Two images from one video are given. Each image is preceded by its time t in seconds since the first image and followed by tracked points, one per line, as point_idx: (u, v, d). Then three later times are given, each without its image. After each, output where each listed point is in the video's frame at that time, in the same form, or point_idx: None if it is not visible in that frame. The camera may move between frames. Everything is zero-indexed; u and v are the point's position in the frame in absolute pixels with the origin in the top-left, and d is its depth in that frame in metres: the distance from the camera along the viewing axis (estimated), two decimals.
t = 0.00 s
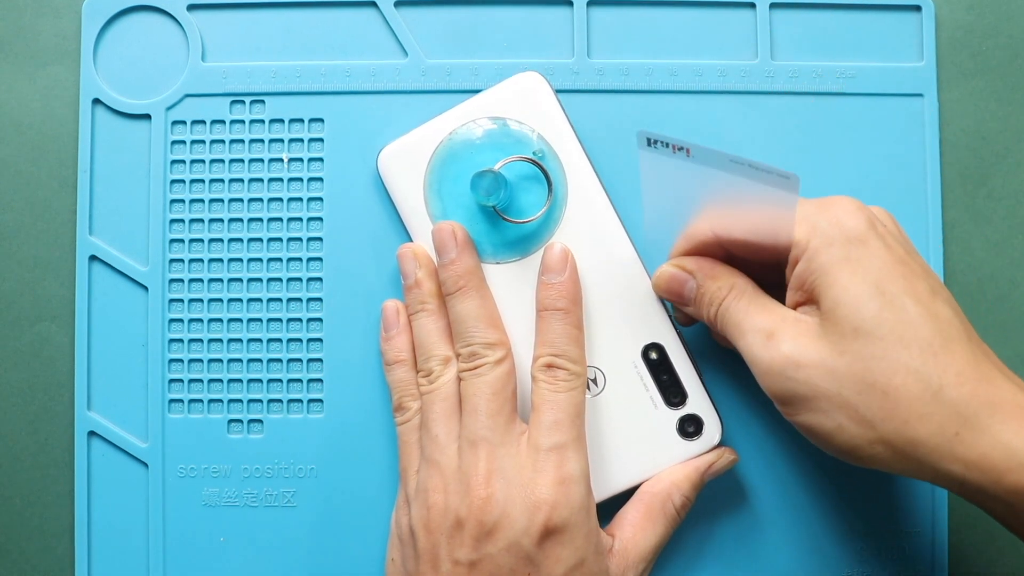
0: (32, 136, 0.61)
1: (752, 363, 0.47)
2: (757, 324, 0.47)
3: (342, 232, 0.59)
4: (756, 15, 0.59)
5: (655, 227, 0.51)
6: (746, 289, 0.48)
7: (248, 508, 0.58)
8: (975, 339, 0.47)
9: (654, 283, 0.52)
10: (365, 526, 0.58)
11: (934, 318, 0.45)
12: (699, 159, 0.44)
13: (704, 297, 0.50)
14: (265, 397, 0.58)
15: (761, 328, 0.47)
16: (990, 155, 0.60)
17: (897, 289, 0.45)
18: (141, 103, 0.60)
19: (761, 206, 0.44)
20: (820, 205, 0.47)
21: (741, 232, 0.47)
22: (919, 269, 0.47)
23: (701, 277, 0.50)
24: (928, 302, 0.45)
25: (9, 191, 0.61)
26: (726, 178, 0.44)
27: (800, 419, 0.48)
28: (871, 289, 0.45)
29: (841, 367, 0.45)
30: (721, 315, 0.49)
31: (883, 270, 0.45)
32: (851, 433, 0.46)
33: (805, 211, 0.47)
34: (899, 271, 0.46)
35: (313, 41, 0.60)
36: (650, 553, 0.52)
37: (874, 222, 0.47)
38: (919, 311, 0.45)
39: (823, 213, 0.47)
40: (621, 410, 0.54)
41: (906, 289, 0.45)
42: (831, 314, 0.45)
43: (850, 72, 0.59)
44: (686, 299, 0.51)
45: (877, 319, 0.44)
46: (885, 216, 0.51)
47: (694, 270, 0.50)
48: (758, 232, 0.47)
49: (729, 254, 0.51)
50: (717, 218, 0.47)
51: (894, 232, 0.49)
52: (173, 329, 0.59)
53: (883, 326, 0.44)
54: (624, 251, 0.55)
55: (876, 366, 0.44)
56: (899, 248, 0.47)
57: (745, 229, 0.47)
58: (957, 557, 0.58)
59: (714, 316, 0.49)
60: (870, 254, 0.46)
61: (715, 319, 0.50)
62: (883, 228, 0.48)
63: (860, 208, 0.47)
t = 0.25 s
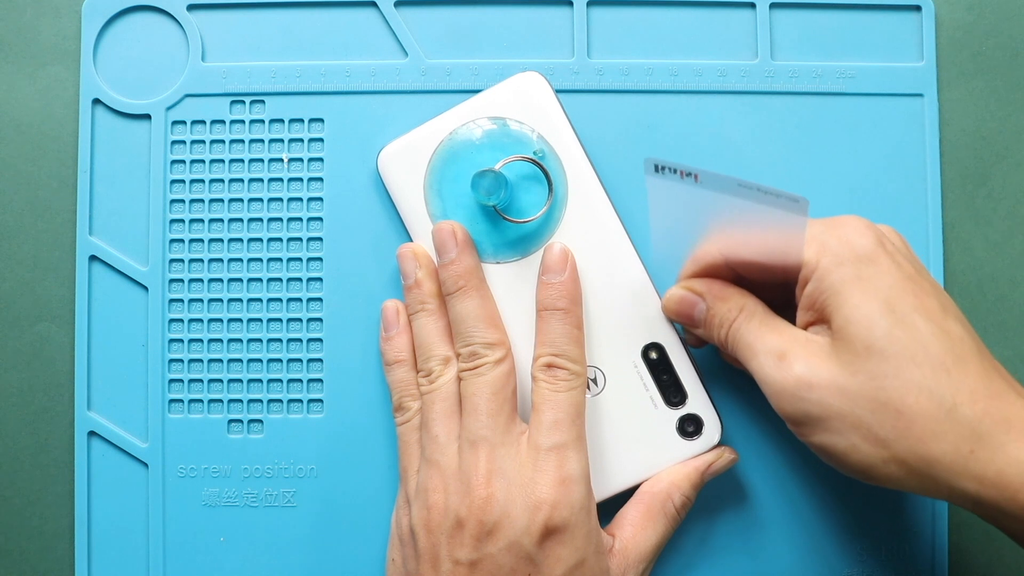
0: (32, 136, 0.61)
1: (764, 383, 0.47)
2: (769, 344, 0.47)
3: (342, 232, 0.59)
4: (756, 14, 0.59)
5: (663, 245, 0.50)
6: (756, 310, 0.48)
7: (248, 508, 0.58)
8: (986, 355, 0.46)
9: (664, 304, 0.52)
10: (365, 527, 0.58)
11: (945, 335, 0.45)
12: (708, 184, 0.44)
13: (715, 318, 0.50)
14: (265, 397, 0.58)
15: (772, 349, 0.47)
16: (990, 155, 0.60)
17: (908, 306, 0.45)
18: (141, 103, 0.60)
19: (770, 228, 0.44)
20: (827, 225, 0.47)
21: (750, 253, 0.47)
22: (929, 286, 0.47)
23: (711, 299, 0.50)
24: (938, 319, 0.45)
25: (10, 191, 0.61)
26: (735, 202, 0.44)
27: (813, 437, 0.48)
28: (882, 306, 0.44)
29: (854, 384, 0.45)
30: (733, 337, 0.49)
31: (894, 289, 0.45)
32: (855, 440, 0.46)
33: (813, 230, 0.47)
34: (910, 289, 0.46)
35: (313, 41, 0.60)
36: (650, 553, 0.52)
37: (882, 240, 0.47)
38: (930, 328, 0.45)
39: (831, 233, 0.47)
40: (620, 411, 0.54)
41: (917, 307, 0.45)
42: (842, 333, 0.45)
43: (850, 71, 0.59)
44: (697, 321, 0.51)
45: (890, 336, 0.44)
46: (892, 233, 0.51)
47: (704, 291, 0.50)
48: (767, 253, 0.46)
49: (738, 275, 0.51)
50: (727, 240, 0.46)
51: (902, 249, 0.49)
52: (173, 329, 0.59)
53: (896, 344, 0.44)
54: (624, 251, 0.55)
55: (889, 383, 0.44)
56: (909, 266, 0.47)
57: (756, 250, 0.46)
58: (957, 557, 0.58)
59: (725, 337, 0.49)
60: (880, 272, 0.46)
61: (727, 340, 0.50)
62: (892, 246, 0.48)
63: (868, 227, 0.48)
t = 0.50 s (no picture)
0: (32, 136, 0.61)
1: (771, 394, 0.47)
2: (776, 355, 0.47)
3: (342, 232, 0.59)
4: (756, 14, 0.59)
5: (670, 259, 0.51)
6: (762, 321, 0.48)
7: (247, 508, 0.58)
8: (993, 363, 0.47)
9: (670, 316, 0.52)
10: (365, 526, 0.58)
11: (954, 345, 0.45)
12: (717, 195, 0.45)
13: (721, 329, 0.49)
14: (265, 397, 0.58)
15: (779, 359, 0.47)
16: (990, 155, 0.60)
17: (916, 317, 0.45)
18: (141, 103, 0.60)
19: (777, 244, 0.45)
20: (833, 237, 0.47)
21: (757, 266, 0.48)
22: (935, 295, 0.47)
23: (717, 310, 0.50)
24: (946, 329, 0.46)
25: (9, 191, 0.61)
26: (743, 215, 0.45)
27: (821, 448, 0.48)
28: (890, 317, 0.44)
29: (863, 396, 0.45)
30: (739, 348, 0.49)
31: (900, 299, 0.45)
32: (857, 443, 0.46)
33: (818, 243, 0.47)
34: (917, 299, 0.46)
35: (313, 41, 0.60)
36: (650, 554, 0.52)
37: (887, 251, 0.47)
38: (938, 338, 0.45)
39: (837, 245, 0.47)
40: (620, 412, 0.54)
41: (925, 317, 0.45)
42: (850, 343, 0.45)
43: (850, 72, 0.59)
44: (702, 333, 0.51)
45: (898, 347, 0.44)
46: (898, 242, 0.51)
47: (709, 303, 0.50)
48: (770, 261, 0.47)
49: (745, 288, 0.51)
50: (731, 253, 0.47)
51: (907, 259, 0.49)
52: (173, 329, 0.59)
53: (904, 354, 0.44)
54: (625, 252, 0.55)
55: (898, 394, 0.44)
56: (915, 276, 0.47)
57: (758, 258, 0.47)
58: (957, 557, 0.58)
59: (731, 348, 0.49)
60: (887, 283, 0.46)
61: (732, 352, 0.49)
62: (898, 256, 0.48)
63: (873, 236, 0.48)
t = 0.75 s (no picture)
0: (32, 136, 0.61)
1: (780, 394, 0.47)
2: (786, 356, 0.47)
3: (342, 232, 0.59)
4: (756, 14, 0.59)
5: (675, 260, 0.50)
6: (769, 324, 0.48)
7: (247, 508, 0.58)
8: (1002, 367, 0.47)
9: (676, 316, 0.52)
10: (365, 526, 0.58)
11: (965, 347, 0.46)
12: (735, 190, 0.45)
13: (728, 331, 0.49)
14: (265, 397, 0.58)
15: (789, 360, 0.46)
16: (990, 155, 0.60)
17: (927, 318, 0.46)
18: (141, 103, 0.60)
19: (791, 239, 0.46)
20: (845, 240, 0.48)
21: (766, 265, 0.48)
22: (943, 299, 0.48)
23: (724, 312, 0.49)
24: (956, 331, 0.46)
25: (9, 192, 0.61)
26: (760, 211, 0.45)
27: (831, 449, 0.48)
28: (901, 317, 0.45)
29: (875, 395, 0.45)
30: (746, 351, 0.48)
31: (911, 301, 0.46)
32: (859, 442, 0.46)
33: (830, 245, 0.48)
34: (926, 301, 0.47)
35: (313, 41, 0.60)
36: (650, 555, 0.52)
37: (897, 255, 0.48)
38: (949, 339, 0.45)
39: (848, 248, 0.48)
40: (621, 412, 0.54)
41: (935, 319, 0.46)
42: (862, 342, 0.45)
43: (850, 71, 0.59)
44: (708, 336, 0.51)
45: (910, 348, 0.45)
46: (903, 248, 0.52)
47: (716, 305, 0.50)
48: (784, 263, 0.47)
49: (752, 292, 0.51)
50: (743, 254, 0.47)
51: (914, 264, 0.50)
52: (173, 329, 0.59)
53: (915, 354, 0.45)
54: (624, 252, 0.55)
55: (911, 392, 0.45)
56: (923, 279, 0.48)
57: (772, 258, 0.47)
58: (957, 557, 0.58)
59: (737, 351, 0.49)
60: (898, 284, 0.46)
61: (739, 355, 0.49)
62: (906, 261, 0.49)
63: (882, 241, 0.49)
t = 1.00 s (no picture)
0: (32, 136, 0.61)
1: (794, 426, 0.48)
2: (798, 391, 0.47)
3: (342, 232, 0.59)
4: (756, 14, 0.59)
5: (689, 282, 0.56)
6: (780, 358, 0.49)
7: (248, 508, 0.58)
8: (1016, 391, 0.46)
9: (689, 352, 0.54)
10: (365, 527, 0.58)
11: (978, 374, 0.45)
12: (735, 230, 0.55)
13: (741, 367, 0.51)
14: (265, 397, 0.58)
15: (801, 394, 0.47)
16: (990, 155, 0.60)
17: (938, 344, 0.45)
18: (141, 103, 0.60)
19: (796, 271, 0.51)
20: (853, 269, 0.48)
21: (776, 298, 0.51)
22: (956, 324, 0.47)
23: (734, 349, 0.51)
24: (969, 356, 0.45)
25: (9, 192, 0.61)
26: (760, 246, 0.53)
27: (850, 480, 0.47)
28: (913, 344, 0.44)
29: (890, 427, 0.44)
30: (759, 386, 0.49)
31: (923, 328, 0.45)
32: (868, 460, 0.46)
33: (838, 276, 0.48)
34: (938, 327, 0.46)
35: (313, 41, 0.60)
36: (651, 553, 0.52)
37: (906, 280, 0.48)
38: (961, 366, 0.45)
39: (858, 277, 0.48)
40: (621, 411, 0.54)
41: (947, 345, 0.45)
42: (875, 373, 0.45)
43: (850, 71, 0.59)
44: (723, 372, 0.52)
45: (924, 377, 0.44)
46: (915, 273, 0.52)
47: (729, 342, 0.52)
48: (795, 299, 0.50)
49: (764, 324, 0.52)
50: (753, 288, 0.52)
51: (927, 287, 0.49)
52: (173, 329, 0.59)
53: (929, 382, 0.44)
54: (624, 252, 0.55)
55: (925, 420, 0.44)
56: (935, 304, 0.47)
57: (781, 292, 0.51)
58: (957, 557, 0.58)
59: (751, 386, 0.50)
60: (909, 312, 0.46)
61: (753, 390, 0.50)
62: (918, 286, 0.48)
63: (892, 267, 0.48)
